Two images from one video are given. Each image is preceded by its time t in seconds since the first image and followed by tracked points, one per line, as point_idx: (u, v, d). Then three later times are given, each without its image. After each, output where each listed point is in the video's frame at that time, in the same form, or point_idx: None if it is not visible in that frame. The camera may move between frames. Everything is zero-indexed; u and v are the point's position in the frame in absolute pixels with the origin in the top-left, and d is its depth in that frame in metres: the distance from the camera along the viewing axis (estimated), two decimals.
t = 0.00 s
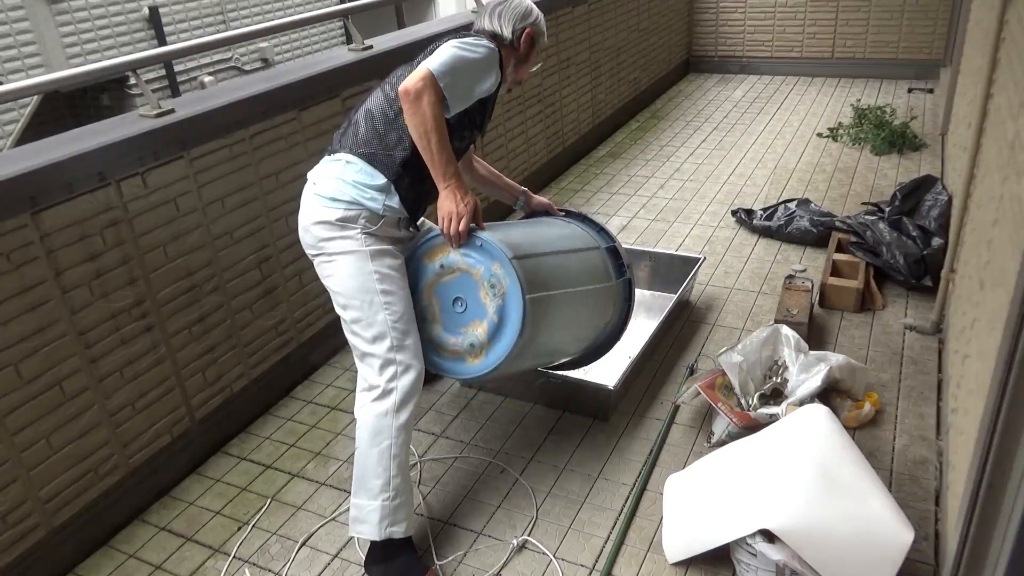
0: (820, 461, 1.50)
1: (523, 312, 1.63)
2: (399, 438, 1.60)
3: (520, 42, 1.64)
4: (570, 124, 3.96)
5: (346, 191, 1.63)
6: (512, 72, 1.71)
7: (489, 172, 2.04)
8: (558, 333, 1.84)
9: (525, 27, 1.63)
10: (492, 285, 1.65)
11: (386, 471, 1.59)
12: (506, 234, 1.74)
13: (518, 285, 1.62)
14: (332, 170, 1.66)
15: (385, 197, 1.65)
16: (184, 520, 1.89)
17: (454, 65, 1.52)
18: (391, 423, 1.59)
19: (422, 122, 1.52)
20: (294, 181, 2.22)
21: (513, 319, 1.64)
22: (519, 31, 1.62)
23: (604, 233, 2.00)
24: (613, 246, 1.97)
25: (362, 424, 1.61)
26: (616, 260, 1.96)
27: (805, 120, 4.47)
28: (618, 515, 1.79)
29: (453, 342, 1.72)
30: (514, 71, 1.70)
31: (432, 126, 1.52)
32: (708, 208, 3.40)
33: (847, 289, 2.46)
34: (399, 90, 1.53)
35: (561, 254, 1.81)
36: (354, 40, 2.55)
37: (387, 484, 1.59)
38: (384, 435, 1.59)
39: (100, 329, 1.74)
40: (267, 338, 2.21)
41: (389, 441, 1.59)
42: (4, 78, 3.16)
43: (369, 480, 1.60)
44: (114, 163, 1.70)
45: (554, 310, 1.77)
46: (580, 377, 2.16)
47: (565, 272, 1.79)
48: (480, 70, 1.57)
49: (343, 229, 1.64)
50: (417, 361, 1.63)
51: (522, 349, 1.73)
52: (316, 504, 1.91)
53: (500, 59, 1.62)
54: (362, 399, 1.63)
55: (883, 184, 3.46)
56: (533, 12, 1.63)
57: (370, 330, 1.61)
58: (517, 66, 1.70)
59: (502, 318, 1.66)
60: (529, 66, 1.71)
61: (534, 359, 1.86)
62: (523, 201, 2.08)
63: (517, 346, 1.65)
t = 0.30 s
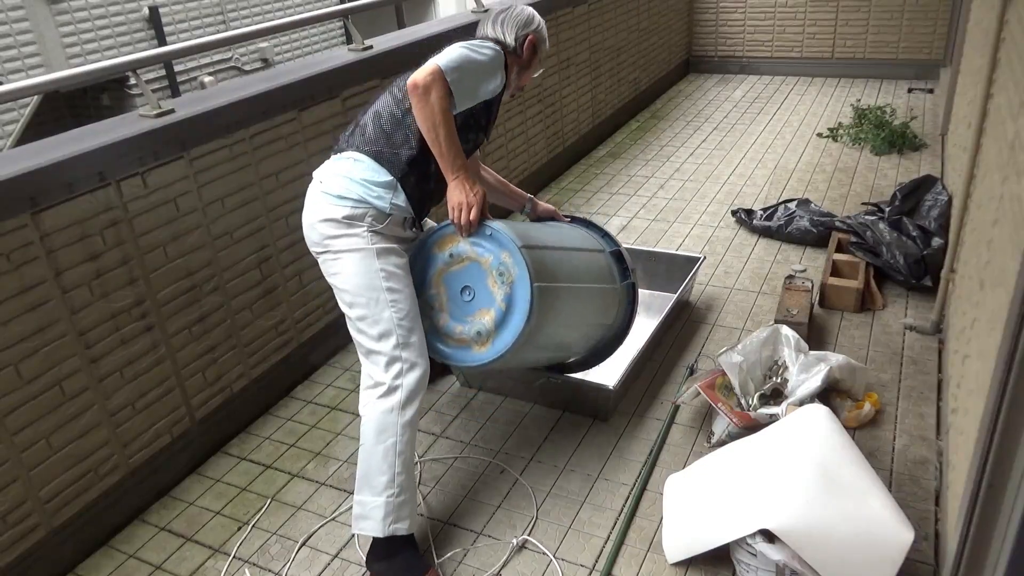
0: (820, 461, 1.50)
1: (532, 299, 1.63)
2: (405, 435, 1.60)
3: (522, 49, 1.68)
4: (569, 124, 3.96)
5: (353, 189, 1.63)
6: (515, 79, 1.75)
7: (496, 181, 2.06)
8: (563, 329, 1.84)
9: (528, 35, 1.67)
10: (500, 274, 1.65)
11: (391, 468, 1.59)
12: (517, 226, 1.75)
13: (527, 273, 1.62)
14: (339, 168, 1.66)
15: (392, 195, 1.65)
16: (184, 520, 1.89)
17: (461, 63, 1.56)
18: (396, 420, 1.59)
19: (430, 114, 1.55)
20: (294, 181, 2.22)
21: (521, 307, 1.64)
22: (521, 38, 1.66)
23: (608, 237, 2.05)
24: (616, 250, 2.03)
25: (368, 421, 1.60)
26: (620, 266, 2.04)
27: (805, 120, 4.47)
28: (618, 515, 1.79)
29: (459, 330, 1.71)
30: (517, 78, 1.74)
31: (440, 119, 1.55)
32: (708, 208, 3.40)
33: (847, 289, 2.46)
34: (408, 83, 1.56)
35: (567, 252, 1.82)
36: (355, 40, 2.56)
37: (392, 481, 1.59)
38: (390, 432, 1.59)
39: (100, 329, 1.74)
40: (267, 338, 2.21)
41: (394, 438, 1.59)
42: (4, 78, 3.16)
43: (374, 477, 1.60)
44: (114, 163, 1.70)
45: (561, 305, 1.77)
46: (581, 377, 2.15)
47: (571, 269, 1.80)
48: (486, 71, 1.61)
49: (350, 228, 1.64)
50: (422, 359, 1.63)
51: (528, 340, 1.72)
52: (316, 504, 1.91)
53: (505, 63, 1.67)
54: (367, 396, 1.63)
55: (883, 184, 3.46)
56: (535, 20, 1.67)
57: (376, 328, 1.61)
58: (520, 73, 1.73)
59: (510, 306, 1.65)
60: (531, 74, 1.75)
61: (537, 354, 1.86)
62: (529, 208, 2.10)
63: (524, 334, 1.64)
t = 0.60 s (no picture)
0: (820, 461, 1.50)
1: (525, 289, 1.63)
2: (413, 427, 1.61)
3: (523, 53, 1.69)
4: (569, 125, 3.96)
5: (362, 187, 1.64)
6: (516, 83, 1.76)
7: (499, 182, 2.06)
8: (559, 323, 1.85)
9: (529, 39, 1.67)
10: (495, 263, 1.66)
11: (402, 458, 1.59)
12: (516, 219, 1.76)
13: (521, 263, 1.63)
14: (348, 167, 1.67)
15: (399, 194, 1.66)
16: (184, 520, 1.89)
17: (461, 59, 1.57)
18: (406, 412, 1.60)
19: (427, 107, 1.56)
20: (295, 181, 2.22)
21: (514, 296, 1.64)
22: (522, 43, 1.67)
23: (610, 238, 2.06)
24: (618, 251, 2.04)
25: (378, 413, 1.61)
26: (622, 265, 2.04)
27: (805, 120, 4.48)
28: (618, 515, 1.79)
29: (455, 318, 1.71)
30: (518, 82, 1.74)
31: (438, 112, 1.56)
32: (708, 208, 3.40)
33: (847, 288, 2.46)
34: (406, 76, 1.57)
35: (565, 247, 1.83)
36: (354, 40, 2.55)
37: (401, 472, 1.59)
38: (399, 424, 1.59)
39: (100, 330, 1.74)
40: (267, 338, 2.21)
41: (403, 430, 1.59)
42: (5, 78, 3.16)
43: (382, 468, 1.60)
44: (114, 162, 1.70)
45: (556, 298, 1.78)
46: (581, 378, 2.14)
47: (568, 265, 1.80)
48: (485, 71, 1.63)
49: (359, 225, 1.64)
50: (430, 353, 1.64)
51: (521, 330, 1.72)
52: (316, 503, 1.91)
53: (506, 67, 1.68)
54: (375, 388, 1.63)
55: (883, 185, 3.46)
56: (536, 24, 1.68)
57: (385, 323, 1.61)
58: (521, 77, 1.74)
59: (504, 295, 1.66)
60: (534, 78, 1.75)
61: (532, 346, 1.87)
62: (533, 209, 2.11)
63: (517, 321, 1.64)
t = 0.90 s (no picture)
0: (820, 461, 1.50)
1: (520, 283, 1.66)
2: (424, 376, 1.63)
3: (531, 48, 1.69)
4: (569, 125, 3.96)
5: (341, 169, 1.66)
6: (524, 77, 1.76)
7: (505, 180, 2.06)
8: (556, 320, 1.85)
9: (536, 33, 1.67)
10: (491, 256, 1.68)
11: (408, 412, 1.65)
12: (514, 215, 1.78)
13: (517, 257, 1.65)
14: (332, 150, 1.70)
15: (379, 177, 1.66)
16: (184, 520, 1.89)
17: (462, 55, 1.58)
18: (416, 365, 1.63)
19: (427, 104, 1.57)
20: (294, 180, 2.22)
21: (509, 290, 1.66)
22: (529, 37, 1.66)
23: (612, 239, 2.07)
24: (619, 252, 2.04)
25: (382, 376, 1.65)
26: (623, 266, 2.03)
27: (805, 120, 4.48)
28: (618, 515, 1.79)
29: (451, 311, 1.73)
30: (525, 77, 1.75)
31: (437, 107, 1.57)
32: (708, 208, 3.40)
33: (847, 288, 2.46)
34: (407, 73, 1.59)
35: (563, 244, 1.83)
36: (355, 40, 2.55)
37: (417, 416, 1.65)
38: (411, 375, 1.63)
39: (100, 329, 1.74)
40: (267, 338, 2.21)
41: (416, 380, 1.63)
42: (5, 78, 3.17)
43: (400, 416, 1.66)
44: (114, 163, 1.70)
45: (553, 294, 1.78)
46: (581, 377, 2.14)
47: (566, 261, 1.81)
48: (490, 66, 1.63)
49: (338, 206, 1.65)
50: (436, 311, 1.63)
51: (516, 325, 1.74)
52: (316, 503, 1.91)
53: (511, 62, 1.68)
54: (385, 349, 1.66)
55: (883, 185, 3.46)
56: (545, 18, 1.66)
57: (382, 291, 1.64)
58: (529, 71, 1.74)
59: (499, 289, 1.68)
60: (541, 73, 1.75)
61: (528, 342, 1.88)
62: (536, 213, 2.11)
63: (512, 313, 1.67)
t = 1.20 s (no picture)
0: (820, 461, 1.50)
1: (522, 296, 1.66)
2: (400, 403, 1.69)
3: (541, 49, 1.69)
4: (569, 125, 3.96)
5: (335, 179, 1.66)
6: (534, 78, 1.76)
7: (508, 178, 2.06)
8: (560, 328, 1.86)
9: (547, 34, 1.67)
10: (494, 269, 1.69)
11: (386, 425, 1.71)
12: (518, 225, 1.79)
13: (519, 271, 1.66)
14: (327, 157, 1.69)
15: (372, 190, 1.67)
16: (184, 520, 1.89)
17: (470, 60, 1.57)
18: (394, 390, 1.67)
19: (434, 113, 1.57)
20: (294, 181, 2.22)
21: (511, 303, 1.67)
22: (540, 39, 1.66)
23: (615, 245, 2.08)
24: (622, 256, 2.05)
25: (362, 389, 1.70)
26: (625, 270, 2.05)
27: (805, 120, 4.48)
28: (618, 515, 1.79)
29: (452, 322, 1.75)
30: (533, 79, 1.76)
31: (444, 116, 1.57)
32: (708, 208, 3.40)
33: (847, 288, 2.46)
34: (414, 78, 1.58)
35: (566, 253, 1.84)
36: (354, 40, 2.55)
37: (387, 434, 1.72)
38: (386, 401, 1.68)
39: (100, 330, 1.74)
40: (267, 339, 2.21)
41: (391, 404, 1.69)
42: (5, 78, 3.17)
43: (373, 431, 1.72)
44: (114, 163, 1.70)
45: (557, 302, 1.79)
46: (583, 378, 2.14)
47: (569, 270, 1.82)
48: (499, 68, 1.63)
49: (328, 217, 1.66)
50: (417, 331, 1.66)
51: (518, 337, 1.75)
52: (315, 504, 1.91)
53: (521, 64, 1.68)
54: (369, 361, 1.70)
55: (883, 185, 3.46)
56: (557, 17, 1.66)
57: (365, 305, 1.67)
58: (538, 72, 1.75)
59: (501, 301, 1.68)
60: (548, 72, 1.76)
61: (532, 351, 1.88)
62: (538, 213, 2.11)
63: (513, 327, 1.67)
